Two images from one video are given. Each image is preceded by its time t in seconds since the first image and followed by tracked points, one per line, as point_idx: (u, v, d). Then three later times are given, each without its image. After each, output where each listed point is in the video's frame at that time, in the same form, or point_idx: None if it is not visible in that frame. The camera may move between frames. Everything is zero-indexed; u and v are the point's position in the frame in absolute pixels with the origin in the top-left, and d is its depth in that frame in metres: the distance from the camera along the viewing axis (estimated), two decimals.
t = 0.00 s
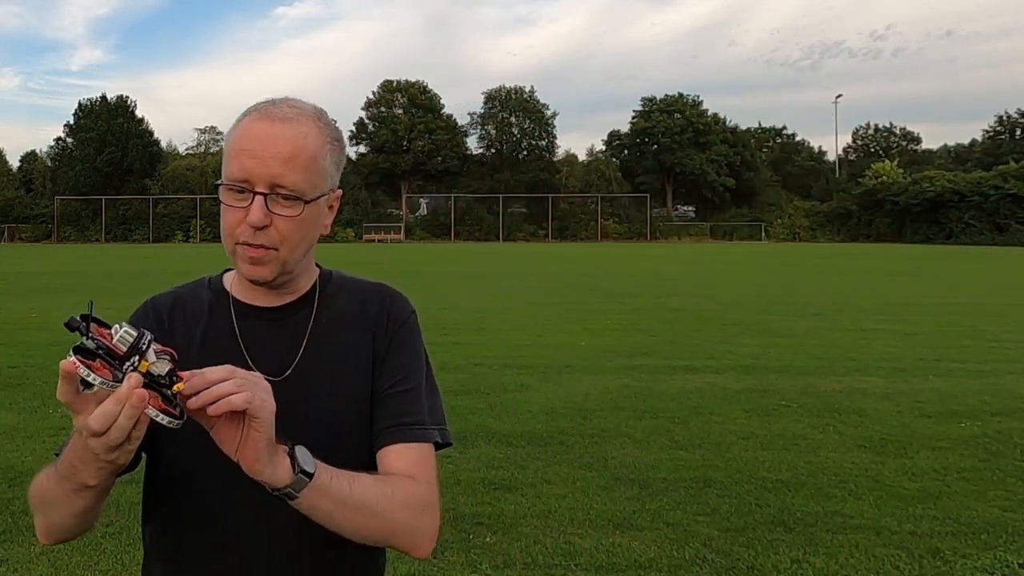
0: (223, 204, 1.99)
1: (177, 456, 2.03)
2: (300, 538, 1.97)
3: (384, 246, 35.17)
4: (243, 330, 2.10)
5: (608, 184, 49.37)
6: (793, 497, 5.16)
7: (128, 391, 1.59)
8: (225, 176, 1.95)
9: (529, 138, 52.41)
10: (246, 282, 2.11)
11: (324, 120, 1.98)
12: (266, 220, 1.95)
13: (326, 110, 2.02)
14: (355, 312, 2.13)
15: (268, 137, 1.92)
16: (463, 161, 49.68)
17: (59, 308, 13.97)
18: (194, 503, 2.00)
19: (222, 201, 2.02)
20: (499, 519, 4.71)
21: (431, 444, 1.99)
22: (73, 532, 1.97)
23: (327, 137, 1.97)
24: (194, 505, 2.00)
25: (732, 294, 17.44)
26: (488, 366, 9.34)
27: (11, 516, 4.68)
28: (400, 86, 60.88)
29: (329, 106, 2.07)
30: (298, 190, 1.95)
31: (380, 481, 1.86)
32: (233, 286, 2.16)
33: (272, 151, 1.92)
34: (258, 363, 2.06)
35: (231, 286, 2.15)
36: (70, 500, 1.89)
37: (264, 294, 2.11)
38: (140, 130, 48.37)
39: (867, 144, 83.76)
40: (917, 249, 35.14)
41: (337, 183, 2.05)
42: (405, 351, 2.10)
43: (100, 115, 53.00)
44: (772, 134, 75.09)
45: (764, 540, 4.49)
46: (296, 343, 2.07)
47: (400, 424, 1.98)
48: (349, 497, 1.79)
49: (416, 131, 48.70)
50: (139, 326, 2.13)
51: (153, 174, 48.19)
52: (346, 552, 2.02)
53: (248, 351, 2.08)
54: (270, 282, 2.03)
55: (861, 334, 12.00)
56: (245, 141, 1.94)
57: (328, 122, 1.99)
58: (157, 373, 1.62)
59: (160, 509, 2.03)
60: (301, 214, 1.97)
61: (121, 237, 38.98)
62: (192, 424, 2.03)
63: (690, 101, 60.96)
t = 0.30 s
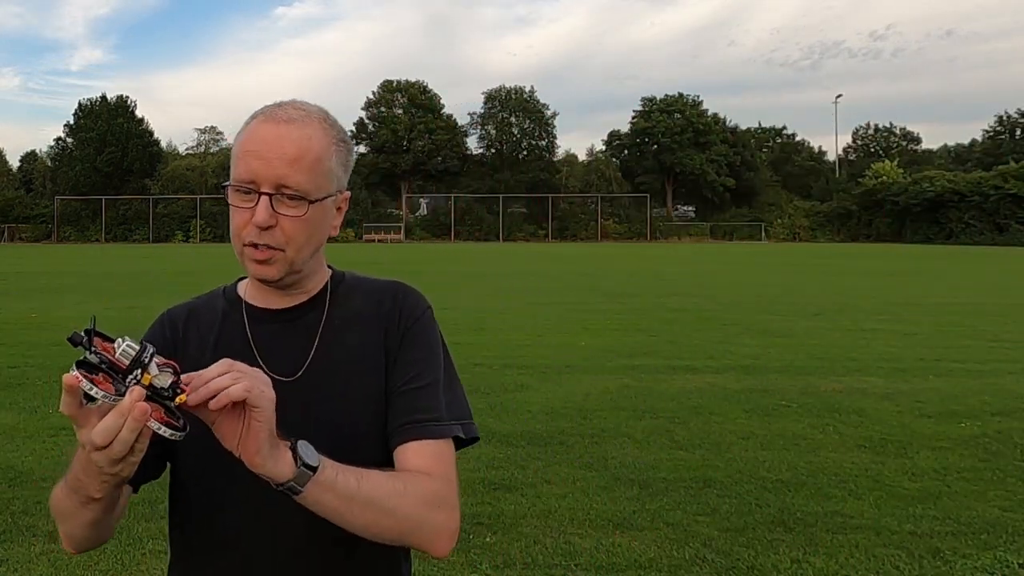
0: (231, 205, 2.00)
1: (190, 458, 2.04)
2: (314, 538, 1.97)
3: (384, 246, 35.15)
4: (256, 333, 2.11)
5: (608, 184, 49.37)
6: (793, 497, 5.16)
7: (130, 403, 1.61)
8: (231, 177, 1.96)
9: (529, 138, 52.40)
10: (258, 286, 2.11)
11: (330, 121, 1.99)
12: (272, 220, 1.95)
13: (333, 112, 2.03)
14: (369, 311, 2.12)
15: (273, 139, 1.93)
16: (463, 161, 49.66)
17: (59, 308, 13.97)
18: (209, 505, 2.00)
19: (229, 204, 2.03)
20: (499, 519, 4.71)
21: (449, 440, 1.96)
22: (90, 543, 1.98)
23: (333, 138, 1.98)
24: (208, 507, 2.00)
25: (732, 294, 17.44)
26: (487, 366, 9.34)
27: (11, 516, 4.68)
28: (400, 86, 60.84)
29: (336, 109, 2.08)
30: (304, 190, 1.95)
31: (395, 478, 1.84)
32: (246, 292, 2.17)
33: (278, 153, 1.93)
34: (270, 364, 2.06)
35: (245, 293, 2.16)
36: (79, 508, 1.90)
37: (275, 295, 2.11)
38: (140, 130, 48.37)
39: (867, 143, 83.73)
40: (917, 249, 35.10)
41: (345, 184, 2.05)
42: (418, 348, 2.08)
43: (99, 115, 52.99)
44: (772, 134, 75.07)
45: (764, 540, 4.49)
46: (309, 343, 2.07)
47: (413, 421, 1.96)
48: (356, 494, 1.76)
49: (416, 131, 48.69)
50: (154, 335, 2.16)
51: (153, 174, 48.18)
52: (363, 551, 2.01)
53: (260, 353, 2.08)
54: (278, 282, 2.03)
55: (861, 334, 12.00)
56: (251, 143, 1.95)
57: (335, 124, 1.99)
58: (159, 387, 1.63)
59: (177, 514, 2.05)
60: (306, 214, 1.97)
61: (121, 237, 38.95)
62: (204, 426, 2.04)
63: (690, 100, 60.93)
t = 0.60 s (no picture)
0: (272, 200, 1.99)
1: (221, 449, 2.02)
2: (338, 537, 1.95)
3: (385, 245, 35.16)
4: (287, 330, 2.07)
5: (608, 184, 49.42)
6: (793, 497, 5.16)
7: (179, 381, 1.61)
8: (273, 173, 1.94)
9: (529, 138, 52.44)
10: (293, 283, 2.09)
11: (374, 122, 1.98)
12: (309, 216, 1.94)
13: (376, 115, 2.01)
14: (399, 313, 2.09)
15: (316, 138, 1.92)
16: (463, 161, 49.70)
17: (59, 308, 13.98)
18: (237, 499, 1.99)
19: (269, 198, 2.02)
20: (498, 519, 4.72)
21: (470, 446, 1.93)
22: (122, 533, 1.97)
23: (376, 139, 1.96)
24: (237, 499, 1.99)
25: (732, 294, 17.45)
26: (487, 366, 9.34)
27: (11, 516, 4.68)
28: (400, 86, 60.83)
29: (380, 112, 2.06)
30: (342, 188, 1.94)
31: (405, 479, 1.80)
32: (281, 288, 2.15)
33: (319, 151, 1.92)
34: (303, 363, 2.03)
35: (280, 290, 2.14)
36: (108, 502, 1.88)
37: (312, 294, 2.08)
38: (140, 130, 48.37)
39: (867, 143, 83.71)
40: (917, 249, 35.14)
41: (386, 187, 2.03)
42: (448, 355, 2.04)
43: (100, 115, 52.99)
44: (772, 133, 75.06)
45: (764, 540, 4.49)
46: (341, 343, 2.04)
47: (441, 425, 1.93)
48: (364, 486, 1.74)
49: (416, 130, 48.74)
50: (188, 325, 2.15)
51: (153, 174, 48.20)
52: (386, 553, 1.99)
53: (291, 349, 2.05)
54: (311, 278, 2.02)
55: (860, 334, 12.00)
56: (293, 140, 1.94)
57: (378, 126, 1.98)
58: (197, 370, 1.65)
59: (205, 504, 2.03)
60: (342, 212, 1.95)
61: (121, 237, 38.97)
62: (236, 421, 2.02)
63: (690, 100, 60.95)
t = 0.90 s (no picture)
0: (299, 194, 1.95)
1: (241, 449, 2.01)
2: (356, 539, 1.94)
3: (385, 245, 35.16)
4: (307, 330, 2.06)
5: (608, 184, 49.44)
6: (793, 497, 5.16)
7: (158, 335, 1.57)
8: (302, 166, 1.92)
9: (529, 138, 52.44)
10: (316, 281, 2.06)
11: (402, 124, 1.97)
12: (337, 208, 1.89)
13: (406, 117, 2.01)
14: (418, 315, 2.07)
15: (346, 132, 1.91)
16: (463, 161, 49.70)
17: (58, 308, 13.97)
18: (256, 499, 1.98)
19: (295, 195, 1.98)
20: (499, 519, 4.72)
21: (485, 447, 1.91)
22: (136, 517, 1.93)
23: (404, 139, 1.96)
24: (256, 500, 1.98)
25: (732, 294, 17.45)
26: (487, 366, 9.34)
27: (11, 516, 4.69)
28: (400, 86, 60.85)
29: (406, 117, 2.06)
30: (373, 182, 1.90)
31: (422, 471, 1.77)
32: (304, 287, 2.12)
33: (349, 144, 1.90)
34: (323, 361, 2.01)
35: (302, 290, 2.11)
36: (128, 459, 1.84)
37: (334, 294, 2.05)
38: (140, 130, 48.36)
39: (867, 143, 83.72)
40: (917, 249, 35.16)
41: (412, 188, 2.00)
42: (467, 358, 2.03)
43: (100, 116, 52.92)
44: (772, 133, 75.05)
45: (764, 540, 4.49)
46: (361, 341, 2.02)
47: (459, 427, 1.91)
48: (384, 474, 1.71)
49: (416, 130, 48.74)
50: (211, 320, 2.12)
51: (153, 174, 48.18)
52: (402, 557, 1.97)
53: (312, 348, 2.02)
54: (334, 277, 1.95)
55: (860, 334, 12.01)
56: (324, 134, 1.92)
57: (406, 128, 1.98)
58: (202, 324, 1.63)
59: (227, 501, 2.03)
60: (371, 206, 1.90)
61: (121, 237, 38.94)
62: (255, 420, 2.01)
63: (690, 100, 60.96)
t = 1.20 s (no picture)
0: (292, 198, 1.92)
1: (249, 450, 1.92)
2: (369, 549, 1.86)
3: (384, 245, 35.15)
4: (311, 328, 1.98)
5: (608, 184, 49.45)
6: (793, 497, 5.16)
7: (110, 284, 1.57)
8: (295, 170, 1.89)
9: (529, 138, 52.44)
10: (315, 282, 1.99)
11: (393, 119, 1.94)
12: (334, 212, 1.86)
13: (395, 112, 1.98)
14: (427, 320, 2.01)
15: (337, 134, 1.88)
16: (463, 161, 49.69)
17: (58, 308, 13.96)
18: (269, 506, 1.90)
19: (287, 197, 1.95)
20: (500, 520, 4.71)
21: (512, 465, 1.91)
22: (147, 494, 1.84)
23: (395, 134, 1.92)
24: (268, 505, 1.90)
25: (732, 294, 17.44)
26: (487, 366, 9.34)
27: (11, 516, 4.68)
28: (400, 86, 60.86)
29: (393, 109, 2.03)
30: (369, 183, 1.88)
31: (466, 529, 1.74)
32: (306, 287, 2.06)
33: (342, 144, 1.87)
34: (326, 363, 1.93)
35: (304, 289, 2.04)
36: (138, 427, 1.76)
37: (334, 293, 1.99)
38: (140, 130, 48.36)
39: (867, 144, 83.74)
40: (917, 249, 35.14)
41: (406, 183, 1.97)
42: (483, 366, 1.98)
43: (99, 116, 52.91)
44: (772, 134, 75.04)
45: (764, 541, 4.49)
46: (368, 344, 1.95)
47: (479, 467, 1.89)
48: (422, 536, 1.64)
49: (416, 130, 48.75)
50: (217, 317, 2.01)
51: (153, 174, 48.18)
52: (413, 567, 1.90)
53: (316, 351, 1.95)
54: (337, 278, 1.93)
55: (861, 334, 12.00)
56: (315, 136, 1.89)
57: (397, 122, 1.94)
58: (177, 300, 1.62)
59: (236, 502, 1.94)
60: (369, 208, 1.88)
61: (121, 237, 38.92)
62: (264, 419, 1.91)
63: (690, 100, 60.91)
